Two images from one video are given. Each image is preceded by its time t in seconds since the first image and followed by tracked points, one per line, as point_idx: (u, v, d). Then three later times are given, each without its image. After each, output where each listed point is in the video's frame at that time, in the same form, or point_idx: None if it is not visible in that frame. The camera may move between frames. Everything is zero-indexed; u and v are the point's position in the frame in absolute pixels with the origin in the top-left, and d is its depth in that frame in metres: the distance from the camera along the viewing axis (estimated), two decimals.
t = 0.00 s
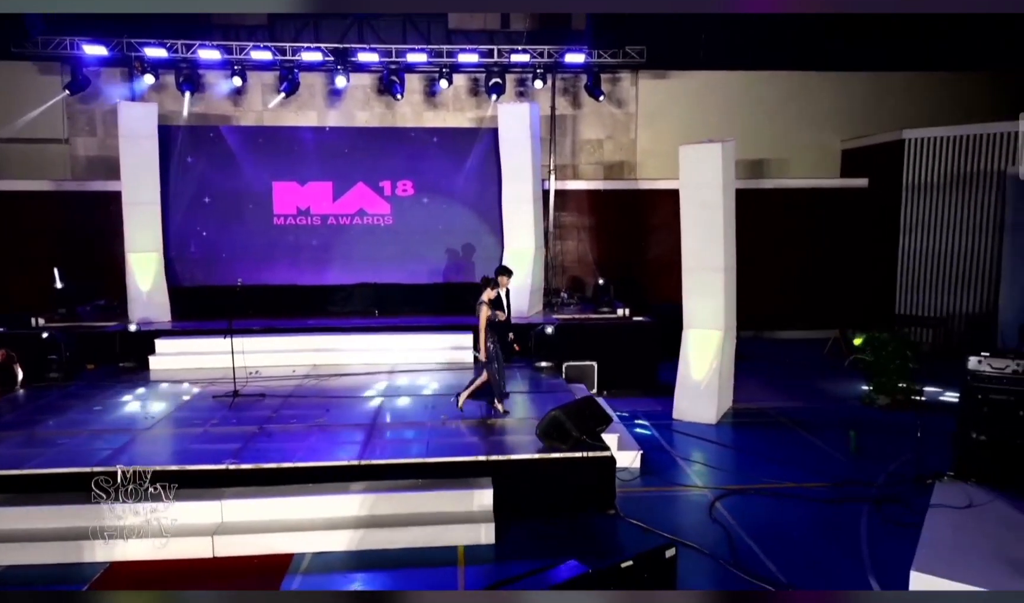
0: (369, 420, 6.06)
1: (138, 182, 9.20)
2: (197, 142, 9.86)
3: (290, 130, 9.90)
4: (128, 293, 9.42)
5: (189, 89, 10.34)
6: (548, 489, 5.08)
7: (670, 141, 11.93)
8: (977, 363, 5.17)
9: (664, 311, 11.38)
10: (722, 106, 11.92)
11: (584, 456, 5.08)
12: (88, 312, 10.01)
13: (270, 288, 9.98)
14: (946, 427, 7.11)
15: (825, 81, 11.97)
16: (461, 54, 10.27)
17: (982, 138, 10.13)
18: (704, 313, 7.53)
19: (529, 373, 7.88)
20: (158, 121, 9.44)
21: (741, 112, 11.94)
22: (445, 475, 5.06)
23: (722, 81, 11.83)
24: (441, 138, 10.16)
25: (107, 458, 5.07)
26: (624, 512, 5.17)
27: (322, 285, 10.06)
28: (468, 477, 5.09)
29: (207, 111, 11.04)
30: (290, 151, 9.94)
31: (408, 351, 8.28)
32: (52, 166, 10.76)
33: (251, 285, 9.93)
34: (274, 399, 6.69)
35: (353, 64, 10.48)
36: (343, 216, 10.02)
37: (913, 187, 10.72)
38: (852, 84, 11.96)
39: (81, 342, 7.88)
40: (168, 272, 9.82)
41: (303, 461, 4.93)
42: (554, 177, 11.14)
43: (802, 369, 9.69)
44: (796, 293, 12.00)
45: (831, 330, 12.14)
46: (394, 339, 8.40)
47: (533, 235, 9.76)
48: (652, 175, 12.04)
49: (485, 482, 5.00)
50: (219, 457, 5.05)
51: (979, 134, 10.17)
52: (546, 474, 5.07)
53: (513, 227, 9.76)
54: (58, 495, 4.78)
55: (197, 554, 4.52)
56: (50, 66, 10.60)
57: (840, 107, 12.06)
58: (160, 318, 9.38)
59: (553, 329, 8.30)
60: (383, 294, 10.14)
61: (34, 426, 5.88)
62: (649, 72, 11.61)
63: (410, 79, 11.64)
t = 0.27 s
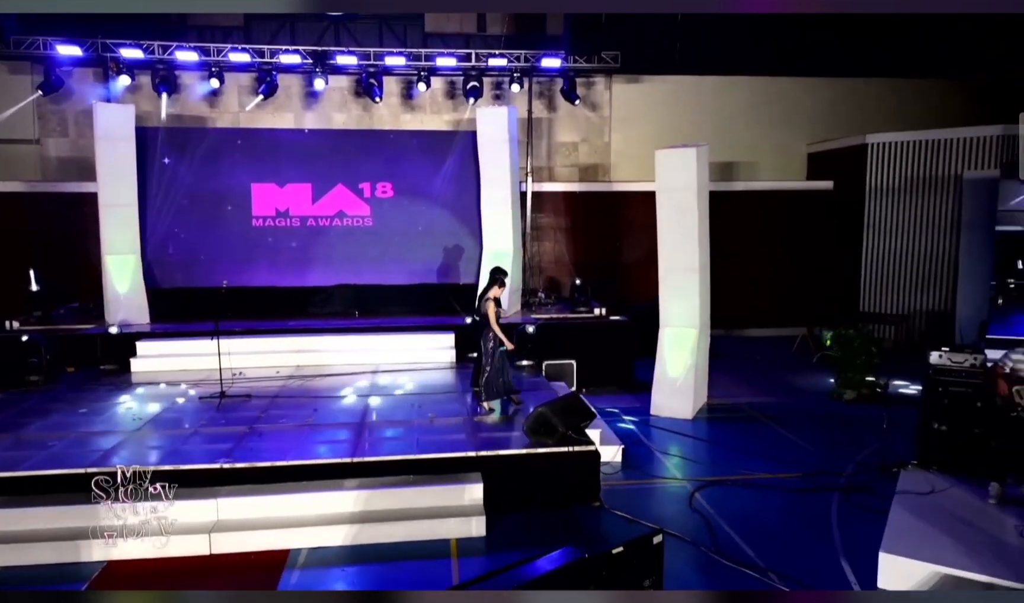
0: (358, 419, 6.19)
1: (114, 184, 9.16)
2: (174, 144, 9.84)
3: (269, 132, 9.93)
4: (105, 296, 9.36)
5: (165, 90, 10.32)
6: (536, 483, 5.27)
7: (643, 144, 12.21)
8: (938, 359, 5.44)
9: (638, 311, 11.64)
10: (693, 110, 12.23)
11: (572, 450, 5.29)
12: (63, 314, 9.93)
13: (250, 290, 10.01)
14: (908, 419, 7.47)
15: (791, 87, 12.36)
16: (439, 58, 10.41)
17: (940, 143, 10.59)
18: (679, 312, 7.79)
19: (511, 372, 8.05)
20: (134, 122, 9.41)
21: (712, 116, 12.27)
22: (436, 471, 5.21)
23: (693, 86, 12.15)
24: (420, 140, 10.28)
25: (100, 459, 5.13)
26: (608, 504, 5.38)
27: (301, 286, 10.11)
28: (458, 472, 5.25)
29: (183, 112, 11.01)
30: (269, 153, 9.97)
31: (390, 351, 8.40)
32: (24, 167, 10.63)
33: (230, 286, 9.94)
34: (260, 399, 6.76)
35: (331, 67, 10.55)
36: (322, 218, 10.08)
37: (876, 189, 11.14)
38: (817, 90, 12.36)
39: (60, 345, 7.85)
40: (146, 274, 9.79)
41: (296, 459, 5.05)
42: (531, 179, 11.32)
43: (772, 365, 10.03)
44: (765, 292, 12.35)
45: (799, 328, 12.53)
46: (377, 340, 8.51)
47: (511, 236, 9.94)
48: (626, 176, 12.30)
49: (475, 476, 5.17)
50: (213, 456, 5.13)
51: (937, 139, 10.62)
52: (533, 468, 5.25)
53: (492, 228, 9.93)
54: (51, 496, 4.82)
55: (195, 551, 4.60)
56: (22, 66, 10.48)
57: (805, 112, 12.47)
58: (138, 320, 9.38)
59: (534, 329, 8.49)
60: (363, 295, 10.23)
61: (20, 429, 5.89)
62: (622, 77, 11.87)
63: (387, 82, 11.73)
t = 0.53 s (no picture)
0: (347, 418, 6.30)
1: (93, 185, 9.12)
2: (153, 145, 9.81)
3: (249, 134, 9.95)
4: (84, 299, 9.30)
5: (144, 91, 10.29)
6: (525, 477, 5.45)
7: (618, 147, 12.47)
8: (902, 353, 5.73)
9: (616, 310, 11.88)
10: (666, 113, 12.53)
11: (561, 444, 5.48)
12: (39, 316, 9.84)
13: (231, 291, 10.01)
14: (876, 413, 7.80)
15: (762, 91, 12.71)
16: (419, 62, 10.54)
17: (903, 147, 11.00)
18: (657, 311, 8.03)
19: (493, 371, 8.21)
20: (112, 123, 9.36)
21: (685, 120, 12.58)
22: (427, 467, 5.36)
23: (666, 90, 12.44)
24: (401, 142, 10.38)
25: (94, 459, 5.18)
26: (594, 496, 5.58)
27: (283, 288, 10.14)
28: (448, 468, 5.41)
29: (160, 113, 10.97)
30: (250, 155, 9.98)
31: (374, 351, 8.50)
32: None
33: (211, 288, 9.94)
34: (248, 400, 6.81)
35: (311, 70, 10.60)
36: (303, 219, 10.12)
37: (841, 191, 11.59)
38: (787, 95, 12.73)
39: (41, 348, 7.81)
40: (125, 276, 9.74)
41: (291, 457, 5.15)
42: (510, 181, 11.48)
43: (745, 362, 10.34)
44: (738, 291, 12.67)
45: (770, 327, 12.89)
46: (361, 340, 8.61)
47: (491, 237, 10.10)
48: (602, 178, 12.54)
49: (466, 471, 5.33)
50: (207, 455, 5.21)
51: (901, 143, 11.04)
52: (521, 463, 5.43)
53: (472, 229, 10.09)
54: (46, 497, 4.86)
55: (192, 548, 4.68)
56: None
57: (774, 117, 12.85)
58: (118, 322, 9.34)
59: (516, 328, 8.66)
60: (345, 296, 10.30)
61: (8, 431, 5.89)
62: (598, 81, 12.11)
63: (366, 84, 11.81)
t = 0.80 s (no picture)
0: (337, 416, 6.40)
1: (70, 187, 9.06)
2: (131, 146, 9.76)
3: (229, 135, 9.95)
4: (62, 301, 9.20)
5: (121, 92, 10.25)
6: (514, 471, 5.62)
7: (594, 149, 12.71)
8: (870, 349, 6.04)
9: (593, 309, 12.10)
10: (640, 117, 12.79)
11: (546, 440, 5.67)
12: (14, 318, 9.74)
13: (211, 293, 10.00)
14: (847, 407, 8.11)
15: (733, 96, 13.06)
16: (399, 64, 10.64)
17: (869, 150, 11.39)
18: (635, 310, 8.25)
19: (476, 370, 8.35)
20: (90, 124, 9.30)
21: (659, 123, 12.87)
22: (419, 463, 5.50)
23: (640, 94, 12.70)
24: (382, 144, 10.46)
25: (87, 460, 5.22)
26: (580, 490, 5.74)
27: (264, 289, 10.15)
28: (439, 464, 5.55)
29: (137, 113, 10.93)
30: (230, 156, 9.98)
31: (358, 351, 8.60)
32: None
33: (191, 289, 9.92)
34: (235, 400, 6.86)
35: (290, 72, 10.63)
36: (284, 221, 10.15)
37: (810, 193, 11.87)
38: (757, 99, 13.09)
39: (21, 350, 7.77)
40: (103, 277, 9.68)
41: (285, 456, 5.24)
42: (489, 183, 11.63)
43: (719, 359, 10.63)
44: (712, 290, 12.98)
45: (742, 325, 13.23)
46: (344, 340, 8.70)
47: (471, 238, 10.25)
48: (578, 180, 12.76)
49: (456, 467, 5.48)
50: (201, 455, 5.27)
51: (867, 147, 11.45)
52: (510, 458, 5.60)
53: (452, 231, 10.24)
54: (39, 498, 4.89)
55: (189, 546, 4.75)
56: None
57: (745, 120, 13.19)
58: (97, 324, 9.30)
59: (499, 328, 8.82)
60: (326, 297, 10.36)
61: None
62: (574, 85, 12.33)
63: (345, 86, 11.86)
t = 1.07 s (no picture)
0: (324, 415, 6.51)
1: (46, 188, 8.97)
2: (108, 147, 9.69)
3: (207, 137, 9.93)
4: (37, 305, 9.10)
5: (97, 92, 10.19)
6: (501, 466, 5.79)
7: (569, 151, 12.93)
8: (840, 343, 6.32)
9: (572, 308, 12.31)
10: (615, 119, 13.04)
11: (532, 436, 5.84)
12: None
13: (189, 294, 9.98)
14: (817, 401, 8.43)
15: (704, 99, 13.37)
16: (377, 67, 10.73)
17: (834, 153, 11.79)
18: (613, 309, 8.48)
19: (459, 369, 8.50)
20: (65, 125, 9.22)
21: (632, 126, 13.13)
22: (408, 459, 5.64)
23: (615, 97, 12.96)
24: (361, 146, 10.54)
25: (77, 461, 5.25)
26: (565, 483, 5.93)
27: (243, 291, 10.16)
28: (429, 460, 5.70)
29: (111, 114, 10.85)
30: (208, 157, 9.97)
31: (341, 352, 8.68)
32: None
33: (169, 291, 9.89)
34: (221, 401, 6.91)
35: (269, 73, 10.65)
36: (263, 222, 10.17)
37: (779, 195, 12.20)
38: (727, 103, 13.42)
39: None
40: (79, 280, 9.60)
41: (277, 453, 5.35)
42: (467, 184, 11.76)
43: (694, 357, 10.92)
44: (686, 289, 13.28)
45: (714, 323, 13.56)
46: (327, 341, 8.77)
47: (451, 239, 10.38)
48: (554, 181, 12.96)
49: (445, 462, 5.64)
50: (193, 454, 5.34)
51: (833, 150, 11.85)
52: (496, 452, 5.77)
53: (432, 231, 10.37)
54: (30, 500, 4.91)
55: (185, 543, 4.83)
56: None
57: (716, 124, 13.53)
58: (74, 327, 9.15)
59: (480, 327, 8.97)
60: (306, 298, 10.40)
61: None
62: (549, 88, 12.53)
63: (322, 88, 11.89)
